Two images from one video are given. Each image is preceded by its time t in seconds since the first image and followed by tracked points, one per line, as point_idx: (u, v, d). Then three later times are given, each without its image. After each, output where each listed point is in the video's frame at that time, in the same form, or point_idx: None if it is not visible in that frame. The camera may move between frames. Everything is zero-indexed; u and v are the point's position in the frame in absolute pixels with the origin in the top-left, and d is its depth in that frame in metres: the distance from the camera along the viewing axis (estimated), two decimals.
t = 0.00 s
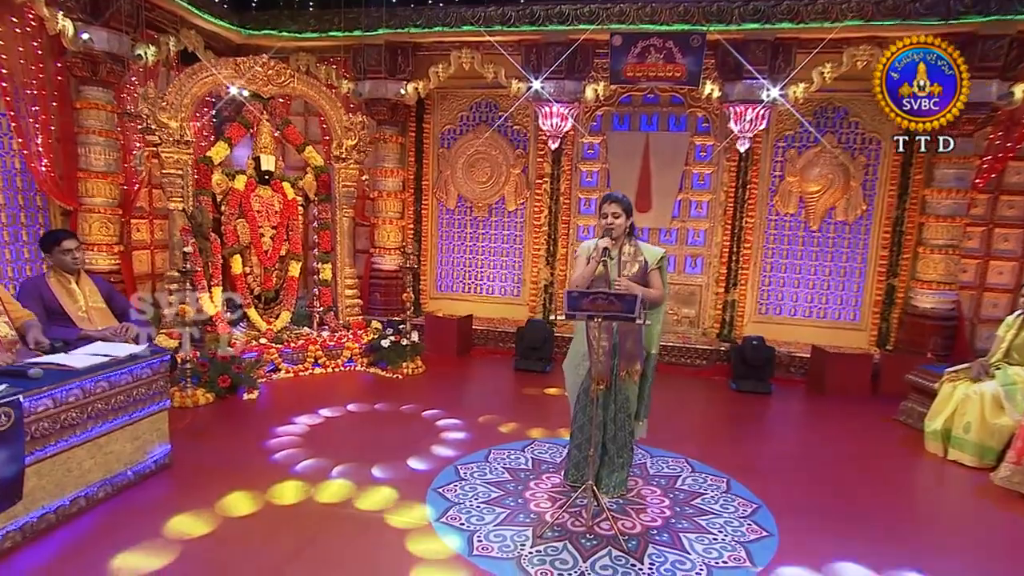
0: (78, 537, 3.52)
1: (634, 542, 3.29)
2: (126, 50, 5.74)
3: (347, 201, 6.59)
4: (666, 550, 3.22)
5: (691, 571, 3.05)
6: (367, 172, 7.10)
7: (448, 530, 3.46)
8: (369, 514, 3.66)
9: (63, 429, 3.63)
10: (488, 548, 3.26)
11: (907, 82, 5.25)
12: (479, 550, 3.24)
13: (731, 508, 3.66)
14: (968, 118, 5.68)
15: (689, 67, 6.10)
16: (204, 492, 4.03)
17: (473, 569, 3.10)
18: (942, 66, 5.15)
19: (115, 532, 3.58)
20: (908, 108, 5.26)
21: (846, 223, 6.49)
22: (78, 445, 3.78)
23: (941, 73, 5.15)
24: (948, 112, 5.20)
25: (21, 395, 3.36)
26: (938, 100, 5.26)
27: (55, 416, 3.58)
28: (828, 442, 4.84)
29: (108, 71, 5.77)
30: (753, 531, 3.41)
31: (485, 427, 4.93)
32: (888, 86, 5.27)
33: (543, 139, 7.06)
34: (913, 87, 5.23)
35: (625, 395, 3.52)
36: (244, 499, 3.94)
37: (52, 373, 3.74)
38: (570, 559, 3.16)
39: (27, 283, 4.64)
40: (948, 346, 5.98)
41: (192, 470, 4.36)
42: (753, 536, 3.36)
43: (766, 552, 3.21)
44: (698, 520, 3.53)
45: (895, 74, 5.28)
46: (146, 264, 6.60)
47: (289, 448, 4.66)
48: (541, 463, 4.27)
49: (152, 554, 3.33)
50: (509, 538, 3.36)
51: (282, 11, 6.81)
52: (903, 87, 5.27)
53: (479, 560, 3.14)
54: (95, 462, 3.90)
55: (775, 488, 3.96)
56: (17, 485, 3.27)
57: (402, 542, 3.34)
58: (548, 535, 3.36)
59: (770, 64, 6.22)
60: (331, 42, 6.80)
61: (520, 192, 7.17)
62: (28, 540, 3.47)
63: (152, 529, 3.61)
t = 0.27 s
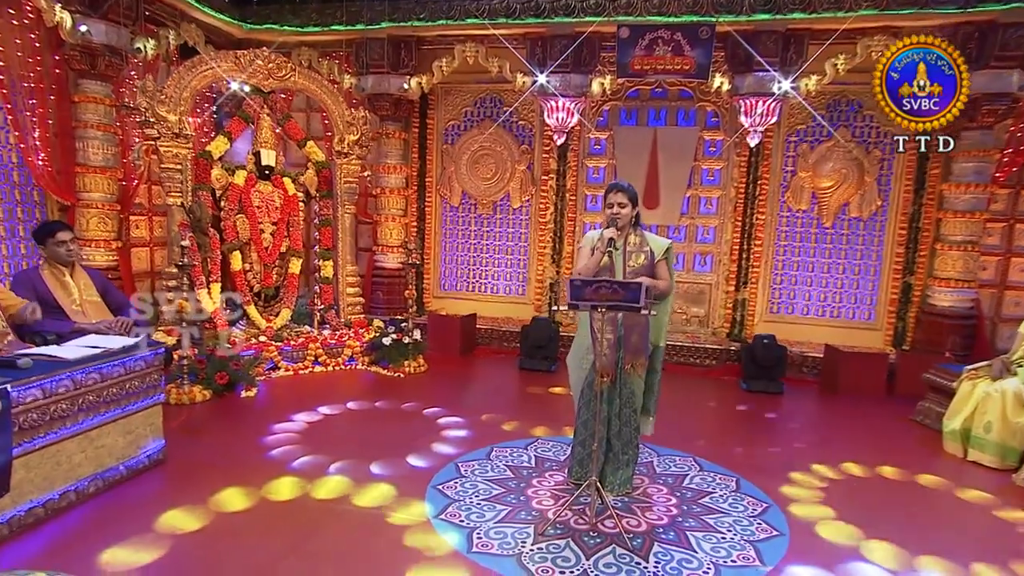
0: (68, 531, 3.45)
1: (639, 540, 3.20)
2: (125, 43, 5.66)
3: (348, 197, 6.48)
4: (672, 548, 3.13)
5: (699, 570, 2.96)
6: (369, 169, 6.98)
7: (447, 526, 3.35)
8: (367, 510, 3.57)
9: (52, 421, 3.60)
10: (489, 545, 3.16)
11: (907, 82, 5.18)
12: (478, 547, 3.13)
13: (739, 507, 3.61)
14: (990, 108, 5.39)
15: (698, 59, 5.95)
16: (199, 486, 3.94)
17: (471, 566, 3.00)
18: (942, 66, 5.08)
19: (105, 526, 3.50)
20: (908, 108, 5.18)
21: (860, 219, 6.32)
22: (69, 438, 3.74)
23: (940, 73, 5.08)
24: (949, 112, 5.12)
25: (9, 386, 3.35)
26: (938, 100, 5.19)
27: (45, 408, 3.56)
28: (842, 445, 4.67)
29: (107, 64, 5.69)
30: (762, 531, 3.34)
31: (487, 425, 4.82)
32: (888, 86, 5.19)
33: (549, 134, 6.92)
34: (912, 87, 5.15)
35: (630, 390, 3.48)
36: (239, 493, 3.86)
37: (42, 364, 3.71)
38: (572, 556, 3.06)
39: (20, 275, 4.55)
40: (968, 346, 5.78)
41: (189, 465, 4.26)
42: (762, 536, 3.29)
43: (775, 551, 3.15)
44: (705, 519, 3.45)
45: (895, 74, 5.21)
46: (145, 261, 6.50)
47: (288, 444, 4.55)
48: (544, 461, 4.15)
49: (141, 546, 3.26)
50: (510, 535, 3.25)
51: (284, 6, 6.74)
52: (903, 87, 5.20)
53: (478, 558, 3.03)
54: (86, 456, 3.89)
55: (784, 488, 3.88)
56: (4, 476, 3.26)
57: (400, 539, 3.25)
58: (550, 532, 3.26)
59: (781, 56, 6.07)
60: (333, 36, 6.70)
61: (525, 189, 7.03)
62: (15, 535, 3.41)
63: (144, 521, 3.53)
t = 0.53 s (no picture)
0: (54, 531, 3.38)
1: (641, 543, 3.12)
2: (123, 40, 5.58)
3: (349, 196, 6.37)
4: (676, 551, 3.04)
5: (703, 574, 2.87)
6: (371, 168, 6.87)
7: (445, 529, 3.30)
8: (362, 513, 3.50)
9: (37, 418, 3.56)
10: (486, 547, 3.10)
11: (907, 82, 5.14)
12: (475, 549, 3.09)
13: (746, 510, 3.51)
14: (1007, 104, 5.27)
15: (705, 55, 5.82)
16: (189, 487, 3.87)
17: (466, 569, 2.91)
18: (942, 66, 5.04)
19: (91, 527, 3.43)
20: (908, 108, 5.15)
21: (874, 219, 6.15)
22: (56, 435, 3.68)
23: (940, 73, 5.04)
24: (950, 112, 5.08)
25: None
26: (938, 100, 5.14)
27: (31, 404, 3.52)
28: (856, 450, 4.51)
29: (105, 61, 5.61)
30: (771, 534, 3.24)
31: (487, 427, 4.73)
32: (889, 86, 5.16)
33: (553, 132, 6.79)
34: (912, 87, 5.12)
35: (633, 389, 3.45)
36: (231, 494, 3.78)
37: (29, 358, 3.64)
38: (572, 559, 2.99)
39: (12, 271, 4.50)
40: (986, 349, 5.60)
41: (180, 467, 4.18)
42: (771, 539, 3.18)
43: (783, 555, 3.05)
44: (712, 522, 3.34)
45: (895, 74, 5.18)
46: (143, 262, 6.39)
47: (283, 445, 4.47)
48: (545, 462, 4.10)
49: (127, 548, 3.19)
50: (508, 537, 3.20)
51: (285, 3, 6.63)
52: (903, 87, 5.17)
53: (475, 560, 2.99)
54: (74, 454, 3.83)
55: (794, 492, 3.75)
56: None
57: (394, 543, 3.16)
58: (550, 534, 3.19)
59: (791, 51, 5.94)
60: (334, 34, 6.61)
61: (529, 189, 6.90)
62: None
63: (132, 523, 3.46)
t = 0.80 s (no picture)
0: (36, 538, 3.27)
1: (643, 552, 2.99)
2: (120, 41, 5.52)
3: (349, 200, 6.27)
4: (678, 561, 2.92)
5: None
6: (372, 172, 6.78)
7: (439, 536, 3.18)
8: (355, 518, 3.41)
9: (23, 420, 3.46)
10: (481, 555, 2.98)
11: (907, 82, 5.07)
12: (470, 557, 2.97)
13: (754, 519, 3.36)
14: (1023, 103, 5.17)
15: (712, 56, 5.70)
16: (178, 492, 3.76)
17: None
18: (942, 66, 4.97)
19: (74, 534, 3.31)
20: (908, 108, 5.08)
21: (886, 222, 5.99)
22: (42, 439, 3.59)
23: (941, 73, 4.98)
24: (951, 112, 5.00)
25: None
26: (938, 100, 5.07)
27: (17, 406, 3.43)
28: (871, 460, 4.35)
29: (102, 63, 5.54)
30: (778, 544, 3.09)
31: (488, 433, 4.62)
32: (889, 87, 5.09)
33: (557, 135, 6.68)
34: (912, 87, 5.06)
35: (635, 392, 3.35)
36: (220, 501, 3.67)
37: (16, 360, 3.56)
38: (571, 568, 2.87)
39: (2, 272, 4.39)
40: (1004, 356, 5.42)
41: (171, 473, 4.07)
42: (778, 549, 3.04)
43: (791, 565, 2.91)
44: (717, 531, 3.22)
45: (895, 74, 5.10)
46: (140, 267, 6.29)
47: (277, 451, 4.35)
48: (545, 470, 3.99)
49: (113, 554, 3.09)
50: (505, 545, 3.08)
51: (286, 6, 6.59)
52: (903, 87, 5.10)
53: (469, 568, 2.88)
54: (61, 459, 3.72)
55: (805, 503, 3.60)
56: None
57: (389, 552, 3.04)
58: (548, 542, 3.07)
59: (801, 50, 5.80)
60: (335, 36, 6.53)
61: (533, 193, 6.78)
62: None
63: (118, 530, 3.35)
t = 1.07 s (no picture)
0: (17, 550, 3.14)
1: (646, 567, 2.91)
2: (120, 46, 5.46)
3: (351, 207, 6.16)
4: None
5: None
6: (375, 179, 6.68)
7: (434, 548, 3.07)
8: (349, 529, 3.29)
9: (8, 428, 3.35)
10: (477, 569, 2.88)
11: (907, 82, 5.01)
12: (465, 572, 2.86)
13: (762, 535, 3.28)
14: None
15: (721, 59, 5.57)
16: (168, 504, 3.64)
17: None
18: (942, 66, 4.92)
19: (58, 546, 3.19)
20: (908, 108, 5.02)
21: (903, 229, 5.82)
22: (27, 447, 3.47)
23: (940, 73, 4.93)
24: (950, 111, 4.95)
25: None
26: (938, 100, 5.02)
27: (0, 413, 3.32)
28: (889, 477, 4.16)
29: (102, 69, 5.48)
30: (786, 560, 3.02)
31: (489, 445, 4.50)
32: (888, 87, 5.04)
33: (563, 141, 6.56)
34: (912, 87, 5.00)
35: (638, 402, 3.29)
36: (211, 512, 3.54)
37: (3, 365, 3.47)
38: None
39: None
40: None
41: (162, 484, 3.94)
42: (787, 566, 2.96)
43: None
44: (723, 547, 3.13)
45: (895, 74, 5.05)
46: (139, 275, 6.18)
47: (272, 461, 4.22)
48: (546, 482, 3.88)
49: (97, 568, 2.97)
50: (502, 559, 2.97)
51: (289, 12, 6.55)
52: (903, 87, 5.04)
53: None
54: (47, 468, 3.59)
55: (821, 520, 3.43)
56: None
57: (383, 567, 2.89)
58: (547, 556, 2.97)
59: (812, 53, 5.66)
60: (338, 41, 6.46)
61: (538, 200, 6.65)
62: None
63: (103, 543, 3.22)
